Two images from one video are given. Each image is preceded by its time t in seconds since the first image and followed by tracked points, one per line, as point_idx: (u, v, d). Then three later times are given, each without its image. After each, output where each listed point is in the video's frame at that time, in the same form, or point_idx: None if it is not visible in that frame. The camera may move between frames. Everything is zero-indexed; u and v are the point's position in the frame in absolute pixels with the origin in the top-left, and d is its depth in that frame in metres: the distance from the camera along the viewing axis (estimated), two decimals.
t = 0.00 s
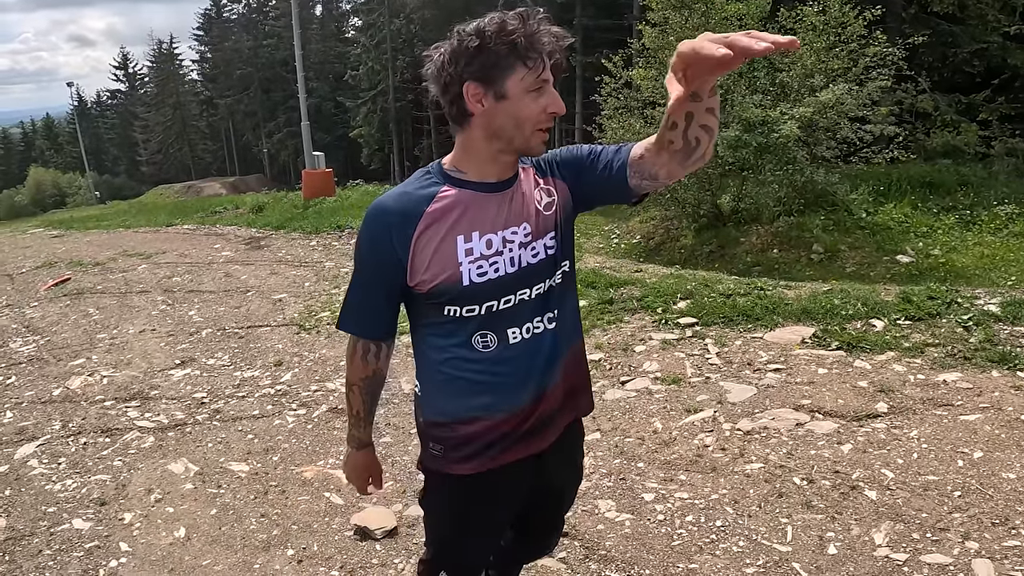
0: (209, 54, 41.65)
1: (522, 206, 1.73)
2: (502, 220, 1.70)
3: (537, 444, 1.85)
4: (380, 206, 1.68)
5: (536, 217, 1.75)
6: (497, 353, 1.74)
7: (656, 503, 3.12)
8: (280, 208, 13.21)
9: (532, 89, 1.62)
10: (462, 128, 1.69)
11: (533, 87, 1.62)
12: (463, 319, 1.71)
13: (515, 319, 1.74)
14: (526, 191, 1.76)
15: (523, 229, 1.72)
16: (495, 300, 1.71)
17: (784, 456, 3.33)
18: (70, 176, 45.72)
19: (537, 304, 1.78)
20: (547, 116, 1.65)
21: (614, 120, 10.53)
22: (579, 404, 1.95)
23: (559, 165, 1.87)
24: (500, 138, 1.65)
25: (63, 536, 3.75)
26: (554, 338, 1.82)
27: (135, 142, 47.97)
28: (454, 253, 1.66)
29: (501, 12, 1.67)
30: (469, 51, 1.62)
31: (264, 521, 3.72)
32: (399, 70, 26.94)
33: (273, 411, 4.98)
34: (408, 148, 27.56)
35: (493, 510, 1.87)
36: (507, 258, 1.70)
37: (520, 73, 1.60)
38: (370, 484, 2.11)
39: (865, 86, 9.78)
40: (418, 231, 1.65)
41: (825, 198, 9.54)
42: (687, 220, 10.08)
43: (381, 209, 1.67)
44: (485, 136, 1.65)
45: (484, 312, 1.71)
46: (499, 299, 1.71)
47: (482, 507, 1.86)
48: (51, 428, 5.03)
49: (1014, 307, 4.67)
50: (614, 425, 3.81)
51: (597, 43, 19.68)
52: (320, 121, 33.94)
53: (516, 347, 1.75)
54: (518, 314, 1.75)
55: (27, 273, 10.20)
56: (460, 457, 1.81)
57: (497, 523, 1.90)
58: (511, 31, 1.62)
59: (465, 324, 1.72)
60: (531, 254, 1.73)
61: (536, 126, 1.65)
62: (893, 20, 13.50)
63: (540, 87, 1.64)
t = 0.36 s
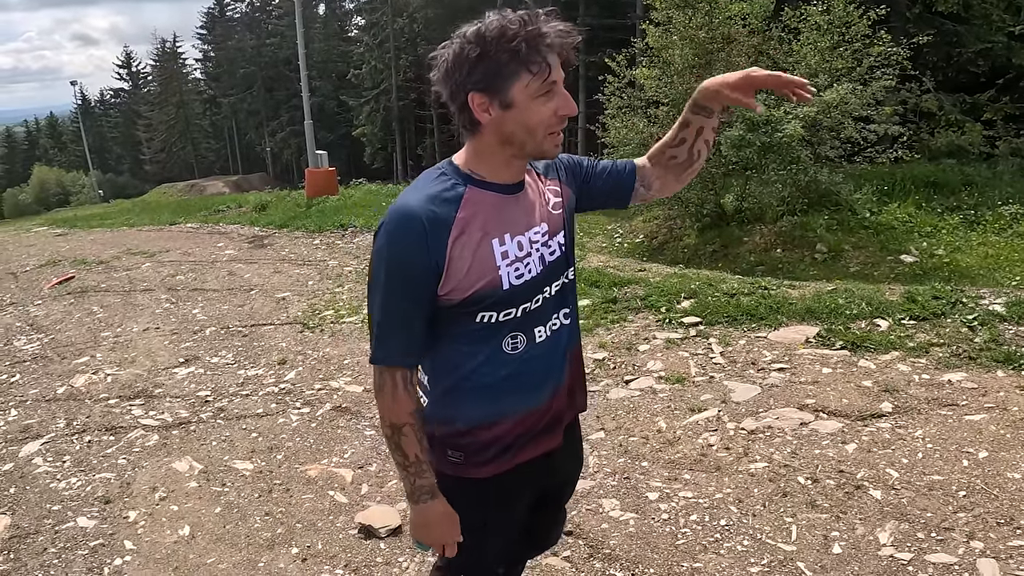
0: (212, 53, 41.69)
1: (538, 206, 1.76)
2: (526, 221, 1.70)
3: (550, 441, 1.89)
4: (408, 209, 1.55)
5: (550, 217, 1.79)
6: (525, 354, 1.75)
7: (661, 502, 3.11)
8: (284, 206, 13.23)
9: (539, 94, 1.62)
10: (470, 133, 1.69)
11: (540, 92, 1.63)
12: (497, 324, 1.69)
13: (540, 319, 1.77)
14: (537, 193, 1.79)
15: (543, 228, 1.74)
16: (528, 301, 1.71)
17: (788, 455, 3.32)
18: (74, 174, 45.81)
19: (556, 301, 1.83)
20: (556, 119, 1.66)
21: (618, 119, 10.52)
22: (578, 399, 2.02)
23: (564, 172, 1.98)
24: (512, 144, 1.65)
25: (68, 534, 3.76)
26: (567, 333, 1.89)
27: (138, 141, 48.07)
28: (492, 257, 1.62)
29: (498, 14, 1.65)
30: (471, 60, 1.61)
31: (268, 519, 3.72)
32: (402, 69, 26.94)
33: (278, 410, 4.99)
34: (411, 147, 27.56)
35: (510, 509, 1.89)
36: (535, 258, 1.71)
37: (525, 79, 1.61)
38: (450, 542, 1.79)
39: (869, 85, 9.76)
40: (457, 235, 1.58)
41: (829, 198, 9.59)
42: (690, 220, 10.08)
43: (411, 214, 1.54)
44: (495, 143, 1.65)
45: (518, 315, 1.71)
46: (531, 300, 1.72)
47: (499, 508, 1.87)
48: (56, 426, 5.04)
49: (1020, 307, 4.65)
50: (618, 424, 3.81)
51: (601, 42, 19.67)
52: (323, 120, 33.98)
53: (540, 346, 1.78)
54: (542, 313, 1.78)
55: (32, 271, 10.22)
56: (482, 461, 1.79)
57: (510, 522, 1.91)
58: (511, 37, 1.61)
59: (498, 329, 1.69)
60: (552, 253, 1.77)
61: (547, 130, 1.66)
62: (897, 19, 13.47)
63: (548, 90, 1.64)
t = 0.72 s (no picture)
0: (216, 52, 41.75)
1: (547, 205, 1.79)
2: (541, 216, 1.72)
3: (563, 434, 1.93)
4: (444, 196, 1.52)
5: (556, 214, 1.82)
6: (550, 347, 1.78)
7: (663, 503, 3.11)
8: (287, 206, 13.25)
9: (547, 102, 1.61)
10: (477, 132, 1.68)
11: (551, 100, 1.61)
12: (528, 318, 1.69)
13: (561, 311, 1.80)
14: (542, 192, 1.81)
15: (554, 223, 1.77)
16: (553, 293, 1.73)
17: (791, 457, 3.31)
18: (78, 173, 45.90)
19: (572, 294, 1.86)
20: (564, 127, 1.66)
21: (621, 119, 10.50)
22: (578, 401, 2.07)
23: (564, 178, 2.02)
24: (521, 149, 1.65)
25: (71, 534, 3.77)
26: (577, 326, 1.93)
27: (142, 140, 48.18)
28: (522, 247, 1.62)
29: (514, 18, 1.63)
30: (484, 66, 1.59)
31: (271, 519, 3.73)
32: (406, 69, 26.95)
33: (280, 410, 5.00)
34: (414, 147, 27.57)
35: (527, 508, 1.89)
36: (556, 250, 1.73)
37: (535, 88, 1.59)
38: (573, 544, 1.61)
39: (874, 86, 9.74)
40: (492, 223, 1.57)
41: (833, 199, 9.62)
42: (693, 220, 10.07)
43: (444, 205, 1.50)
44: (504, 147, 1.65)
45: (546, 307, 1.72)
46: (556, 291, 1.74)
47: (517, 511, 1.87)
48: (59, 425, 5.05)
49: None
50: (620, 425, 3.80)
51: (604, 42, 19.66)
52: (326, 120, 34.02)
53: (560, 338, 1.81)
54: (562, 305, 1.81)
55: (36, 270, 10.25)
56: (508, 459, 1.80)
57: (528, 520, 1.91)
58: (523, 44, 1.59)
59: (529, 323, 1.70)
60: (566, 245, 1.79)
61: (554, 137, 1.66)
62: (902, 20, 13.44)
63: (559, 98, 1.63)
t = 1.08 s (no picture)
0: (221, 53, 41.86)
1: (546, 202, 1.77)
2: (533, 218, 1.70)
3: (560, 441, 1.91)
4: (420, 203, 1.52)
5: (556, 212, 1.79)
6: (543, 352, 1.76)
7: (665, 505, 3.10)
8: (291, 206, 13.27)
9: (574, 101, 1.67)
10: (492, 125, 1.62)
11: (572, 100, 1.67)
12: (514, 322, 1.68)
13: (553, 316, 1.77)
14: (543, 189, 1.80)
15: (549, 224, 1.74)
16: (540, 297, 1.71)
17: (793, 460, 3.30)
18: (82, 173, 46.04)
19: (566, 298, 1.83)
20: (575, 128, 1.72)
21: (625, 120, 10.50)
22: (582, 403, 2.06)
23: (570, 167, 1.98)
24: (539, 146, 1.65)
25: (72, 533, 3.77)
26: (575, 329, 1.90)
27: (147, 140, 48.31)
28: (503, 252, 1.61)
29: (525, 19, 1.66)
30: (520, 57, 1.59)
31: (272, 520, 3.73)
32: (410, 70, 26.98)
33: (282, 410, 5.00)
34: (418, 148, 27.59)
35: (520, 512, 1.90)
36: (545, 254, 1.70)
37: (565, 85, 1.64)
38: (518, 535, 1.78)
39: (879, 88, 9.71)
40: (471, 228, 1.56)
41: (837, 201, 9.58)
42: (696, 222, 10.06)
43: (419, 210, 1.51)
44: (525, 142, 1.64)
45: (533, 311, 1.71)
46: (543, 296, 1.72)
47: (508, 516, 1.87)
48: (62, 424, 5.06)
49: None
50: (622, 427, 3.80)
51: (608, 43, 19.65)
52: (330, 120, 34.06)
53: (555, 343, 1.79)
54: (555, 310, 1.78)
55: (40, 269, 10.28)
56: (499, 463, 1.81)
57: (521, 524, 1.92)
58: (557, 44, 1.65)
59: (516, 328, 1.69)
60: (559, 248, 1.76)
61: (567, 136, 1.70)
62: (907, 21, 13.41)
63: (577, 99, 1.69)
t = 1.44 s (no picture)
0: (231, 53, 42.06)
1: (559, 201, 1.76)
2: (542, 219, 1.69)
3: (562, 448, 1.89)
4: (423, 199, 1.58)
5: (568, 212, 1.78)
6: (544, 355, 1.75)
7: (672, 508, 3.09)
8: (300, 206, 13.31)
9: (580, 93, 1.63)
10: (505, 129, 1.64)
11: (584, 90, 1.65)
12: (511, 323, 1.69)
13: (556, 320, 1.76)
14: (559, 187, 1.78)
15: (559, 226, 1.73)
16: (541, 300, 1.71)
17: (801, 463, 3.28)
18: (94, 172, 46.34)
19: (573, 301, 1.81)
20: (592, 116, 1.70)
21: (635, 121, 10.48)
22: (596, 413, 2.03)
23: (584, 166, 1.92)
24: (554, 142, 1.65)
25: (81, 531, 3.80)
26: (585, 333, 1.87)
27: (159, 139, 48.59)
28: (502, 253, 1.62)
29: (516, 16, 1.64)
30: (524, 57, 1.58)
31: (279, 519, 3.74)
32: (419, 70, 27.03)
33: (290, 409, 5.01)
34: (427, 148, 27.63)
35: (519, 516, 1.89)
36: (550, 257, 1.70)
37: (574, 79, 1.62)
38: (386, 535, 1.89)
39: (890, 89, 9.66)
40: (470, 229, 1.59)
41: (847, 203, 9.54)
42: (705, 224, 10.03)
43: (422, 206, 1.57)
44: (540, 140, 1.64)
45: (532, 313, 1.70)
46: (544, 299, 1.71)
47: (504, 519, 1.87)
48: (72, 422, 5.10)
49: None
50: (630, 429, 3.79)
51: (617, 44, 19.63)
52: (339, 120, 34.17)
53: (559, 347, 1.77)
54: (559, 313, 1.77)
55: (51, 267, 10.35)
56: (502, 464, 1.80)
57: (521, 528, 1.91)
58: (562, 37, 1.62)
59: (513, 329, 1.70)
60: (567, 251, 1.75)
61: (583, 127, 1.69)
62: (919, 23, 13.33)
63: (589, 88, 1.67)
